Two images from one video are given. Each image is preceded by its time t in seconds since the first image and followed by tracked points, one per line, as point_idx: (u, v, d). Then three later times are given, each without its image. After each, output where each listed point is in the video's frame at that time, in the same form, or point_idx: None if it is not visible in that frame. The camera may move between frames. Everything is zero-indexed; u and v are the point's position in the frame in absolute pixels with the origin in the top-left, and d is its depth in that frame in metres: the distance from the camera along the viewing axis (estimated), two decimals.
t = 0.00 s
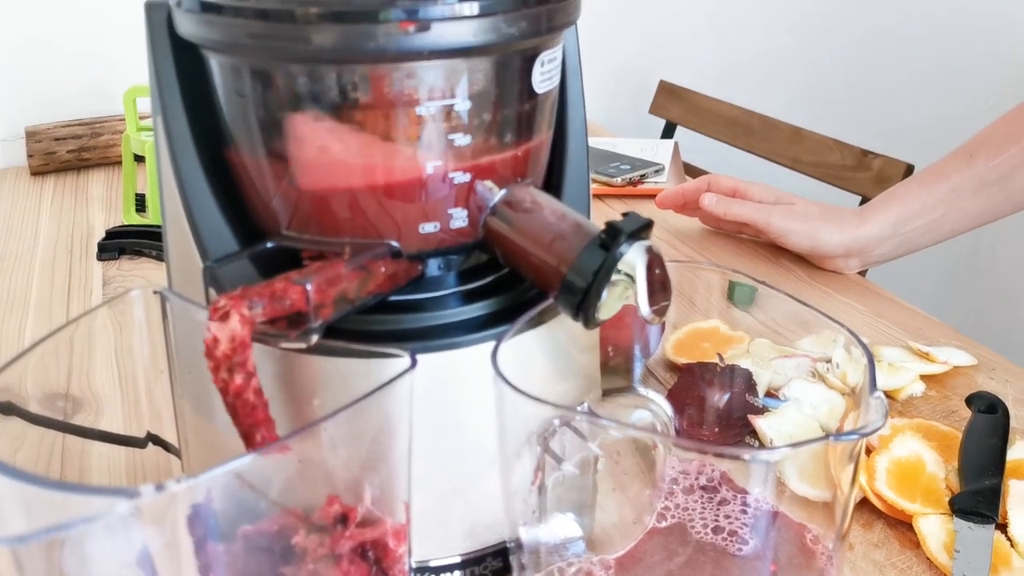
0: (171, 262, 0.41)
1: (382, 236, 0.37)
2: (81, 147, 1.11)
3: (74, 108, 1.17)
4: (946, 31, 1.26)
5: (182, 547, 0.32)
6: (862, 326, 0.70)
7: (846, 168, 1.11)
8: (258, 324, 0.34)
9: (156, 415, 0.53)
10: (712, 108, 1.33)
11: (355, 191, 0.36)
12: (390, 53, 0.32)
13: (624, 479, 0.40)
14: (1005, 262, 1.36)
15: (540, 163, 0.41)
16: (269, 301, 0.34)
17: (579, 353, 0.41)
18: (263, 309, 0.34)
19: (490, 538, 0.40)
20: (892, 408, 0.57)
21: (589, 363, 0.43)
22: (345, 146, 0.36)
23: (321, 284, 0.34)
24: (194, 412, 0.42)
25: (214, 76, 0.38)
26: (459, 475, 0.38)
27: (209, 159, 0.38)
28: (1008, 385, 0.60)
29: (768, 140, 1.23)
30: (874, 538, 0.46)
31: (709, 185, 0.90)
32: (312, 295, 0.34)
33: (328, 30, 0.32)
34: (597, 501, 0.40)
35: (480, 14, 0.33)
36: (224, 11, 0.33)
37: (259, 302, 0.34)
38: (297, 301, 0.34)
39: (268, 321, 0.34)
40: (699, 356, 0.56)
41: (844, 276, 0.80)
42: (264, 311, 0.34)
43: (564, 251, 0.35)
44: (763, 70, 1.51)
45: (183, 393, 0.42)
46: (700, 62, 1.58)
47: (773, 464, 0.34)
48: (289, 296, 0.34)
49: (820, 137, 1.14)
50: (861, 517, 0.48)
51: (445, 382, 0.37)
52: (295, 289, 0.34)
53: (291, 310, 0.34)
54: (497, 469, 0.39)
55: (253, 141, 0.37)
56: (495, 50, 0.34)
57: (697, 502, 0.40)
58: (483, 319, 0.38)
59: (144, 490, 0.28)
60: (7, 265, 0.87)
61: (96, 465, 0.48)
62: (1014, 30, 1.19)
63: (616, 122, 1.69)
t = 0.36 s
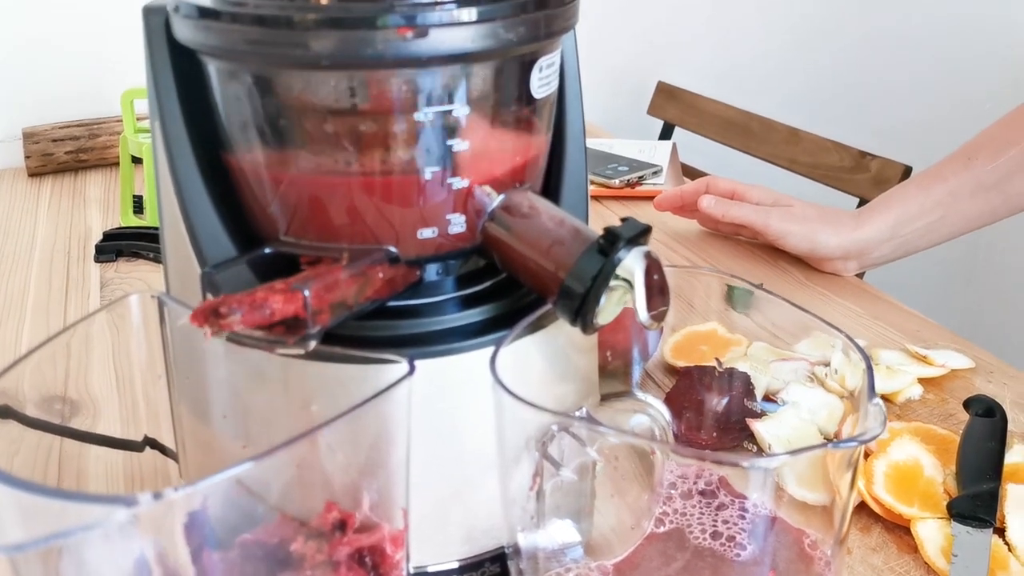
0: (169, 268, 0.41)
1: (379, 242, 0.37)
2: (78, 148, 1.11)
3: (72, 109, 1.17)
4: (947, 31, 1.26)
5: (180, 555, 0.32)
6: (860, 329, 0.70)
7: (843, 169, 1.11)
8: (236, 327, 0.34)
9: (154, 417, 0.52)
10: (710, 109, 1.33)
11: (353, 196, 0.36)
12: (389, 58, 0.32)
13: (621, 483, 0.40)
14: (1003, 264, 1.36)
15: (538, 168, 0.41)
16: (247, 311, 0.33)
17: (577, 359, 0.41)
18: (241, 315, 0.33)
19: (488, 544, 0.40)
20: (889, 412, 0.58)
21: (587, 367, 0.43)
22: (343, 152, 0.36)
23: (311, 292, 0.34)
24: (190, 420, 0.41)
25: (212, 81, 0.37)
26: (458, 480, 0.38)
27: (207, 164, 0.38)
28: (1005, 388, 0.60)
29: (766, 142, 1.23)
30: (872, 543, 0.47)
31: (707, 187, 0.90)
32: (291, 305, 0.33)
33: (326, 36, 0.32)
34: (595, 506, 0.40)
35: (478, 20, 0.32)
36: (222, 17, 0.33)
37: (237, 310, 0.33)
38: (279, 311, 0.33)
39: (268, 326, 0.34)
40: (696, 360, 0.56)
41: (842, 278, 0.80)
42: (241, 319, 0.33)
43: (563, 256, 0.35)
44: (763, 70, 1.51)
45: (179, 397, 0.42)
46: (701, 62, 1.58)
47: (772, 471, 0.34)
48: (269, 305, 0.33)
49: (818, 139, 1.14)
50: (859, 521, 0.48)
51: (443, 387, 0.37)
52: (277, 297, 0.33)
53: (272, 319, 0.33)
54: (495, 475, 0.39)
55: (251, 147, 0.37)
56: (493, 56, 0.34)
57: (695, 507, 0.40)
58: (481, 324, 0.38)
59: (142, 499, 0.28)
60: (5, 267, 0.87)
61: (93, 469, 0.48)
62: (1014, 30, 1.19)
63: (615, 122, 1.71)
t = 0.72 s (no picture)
0: (172, 283, 0.41)
1: (386, 258, 0.37)
2: (77, 153, 1.11)
3: (71, 112, 1.17)
4: (947, 31, 1.30)
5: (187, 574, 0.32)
6: (862, 338, 0.70)
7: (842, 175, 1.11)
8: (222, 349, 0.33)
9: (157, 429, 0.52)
10: (709, 113, 1.33)
11: (360, 213, 0.36)
12: (397, 76, 0.32)
13: (626, 497, 0.40)
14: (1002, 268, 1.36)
15: (543, 183, 0.41)
16: (234, 334, 0.33)
17: (583, 371, 0.41)
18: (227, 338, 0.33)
19: (492, 560, 0.40)
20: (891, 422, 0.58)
21: (592, 379, 0.43)
22: (350, 169, 0.36)
23: (295, 319, 0.33)
24: (194, 432, 0.41)
25: (217, 97, 0.37)
26: (464, 497, 0.38)
27: (212, 180, 0.38)
28: (1007, 398, 0.60)
29: (766, 147, 1.23)
30: (876, 555, 0.47)
31: (708, 195, 0.90)
32: (279, 327, 0.33)
33: (333, 54, 0.31)
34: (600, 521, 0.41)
35: (485, 38, 0.33)
36: (228, 35, 0.33)
37: (223, 333, 0.33)
38: (266, 334, 0.33)
39: (275, 342, 0.34)
40: (699, 369, 0.56)
41: (842, 285, 0.81)
42: (227, 342, 0.33)
43: (570, 273, 0.35)
44: (763, 70, 1.48)
45: (184, 412, 0.41)
46: (701, 63, 1.52)
47: (780, 489, 0.34)
48: (255, 328, 0.33)
49: (817, 144, 1.14)
50: (863, 534, 0.48)
51: (450, 404, 0.37)
52: (264, 319, 0.33)
53: (259, 341, 0.33)
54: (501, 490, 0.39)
55: (257, 163, 0.37)
56: (500, 73, 0.34)
57: (700, 521, 0.40)
58: (486, 340, 0.38)
59: (151, 522, 0.28)
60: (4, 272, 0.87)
61: (95, 481, 0.48)
62: (1013, 31, 1.26)
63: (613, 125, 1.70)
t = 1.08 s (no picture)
0: (177, 298, 0.41)
1: (388, 275, 0.37)
2: (77, 158, 1.11)
3: (72, 116, 1.17)
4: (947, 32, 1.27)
5: None
6: (862, 346, 0.70)
7: (843, 180, 1.11)
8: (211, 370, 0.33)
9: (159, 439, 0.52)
10: (709, 118, 1.33)
11: (363, 230, 0.36)
12: (400, 96, 0.32)
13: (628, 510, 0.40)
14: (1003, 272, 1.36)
15: (546, 198, 0.41)
16: (224, 356, 0.32)
17: (584, 385, 0.41)
18: (216, 360, 0.33)
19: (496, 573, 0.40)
20: (892, 432, 0.58)
21: (592, 392, 0.42)
22: (353, 187, 0.36)
23: (286, 339, 0.33)
24: (197, 447, 0.41)
25: (221, 115, 0.38)
26: (467, 512, 0.39)
27: (216, 197, 0.38)
28: (1008, 407, 0.60)
29: (766, 152, 1.23)
30: (878, 568, 0.46)
31: (708, 203, 0.90)
32: (269, 349, 0.33)
33: (337, 74, 0.32)
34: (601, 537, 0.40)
35: (488, 58, 0.33)
36: (232, 54, 0.33)
37: (212, 355, 0.32)
38: (257, 356, 0.33)
39: (278, 360, 0.34)
40: (701, 377, 0.54)
41: (843, 293, 0.81)
42: (216, 363, 0.32)
43: (572, 290, 0.35)
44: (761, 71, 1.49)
45: (187, 429, 0.41)
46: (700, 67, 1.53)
47: (783, 506, 0.33)
48: (246, 350, 0.32)
49: (818, 150, 1.15)
50: (864, 546, 0.48)
51: (453, 420, 0.37)
52: (256, 341, 0.33)
53: (250, 363, 0.33)
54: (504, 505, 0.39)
55: (260, 180, 0.37)
56: (503, 92, 0.34)
57: (701, 536, 0.40)
58: (489, 356, 0.38)
59: (155, 544, 0.29)
60: (5, 277, 0.87)
61: (98, 493, 0.48)
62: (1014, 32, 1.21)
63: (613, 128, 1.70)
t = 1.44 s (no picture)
0: (168, 308, 0.41)
1: (380, 286, 0.37)
2: (69, 160, 1.11)
3: (63, 118, 1.16)
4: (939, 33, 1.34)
5: None
6: (852, 351, 0.70)
7: (833, 184, 1.12)
8: (189, 388, 0.33)
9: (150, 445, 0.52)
10: (701, 121, 1.34)
11: (354, 241, 0.36)
12: (391, 110, 0.32)
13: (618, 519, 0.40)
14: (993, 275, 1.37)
15: (537, 209, 0.41)
16: (201, 375, 0.32)
17: (576, 393, 0.41)
18: (194, 378, 0.33)
19: None
20: (881, 437, 0.58)
21: (584, 400, 0.43)
22: (344, 199, 0.36)
23: (266, 355, 0.33)
24: (190, 457, 0.41)
25: (213, 126, 0.38)
26: (458, 521, 0.39)
27: (208, 209, 0.39)
28: (996, 412, 0.61)
29: (757, 154, 1.23)
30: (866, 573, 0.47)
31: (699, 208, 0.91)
32: (248, 365, 0.33)
33: (329, 87, 0.32)
34: (592, 544, 0.41)
35: (479, 72, 0.33)
36: (224, 68, 0.33)
37: (190, 373, 0.32)
38: (236, 372, 0.33)
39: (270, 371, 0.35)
40: (690, 382, 0.54)
41: (833, 296, 0.81)
42: (194, 382, 0.32)
43: (563, 301, 0.36)
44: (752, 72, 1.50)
45: (180, 437, 0.42)
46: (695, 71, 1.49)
47: (773, 518, 0.34)
48: (224, 367, 0.32)
49: (809, 154, 1.15)
50: (853, 551, 0.49)
51: (444, 430, 0.37)
52: (234, 357, 0.33)
53: (228, 379, 0.33)
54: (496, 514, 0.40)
55: (251, 191, 0.37)
56: (494, 105, 0.34)
57: (692, 543, 0.40)
58: (480, 366, 0.38)
59: (149, 557, 0.29)
60: None
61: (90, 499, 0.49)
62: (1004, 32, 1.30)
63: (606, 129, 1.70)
